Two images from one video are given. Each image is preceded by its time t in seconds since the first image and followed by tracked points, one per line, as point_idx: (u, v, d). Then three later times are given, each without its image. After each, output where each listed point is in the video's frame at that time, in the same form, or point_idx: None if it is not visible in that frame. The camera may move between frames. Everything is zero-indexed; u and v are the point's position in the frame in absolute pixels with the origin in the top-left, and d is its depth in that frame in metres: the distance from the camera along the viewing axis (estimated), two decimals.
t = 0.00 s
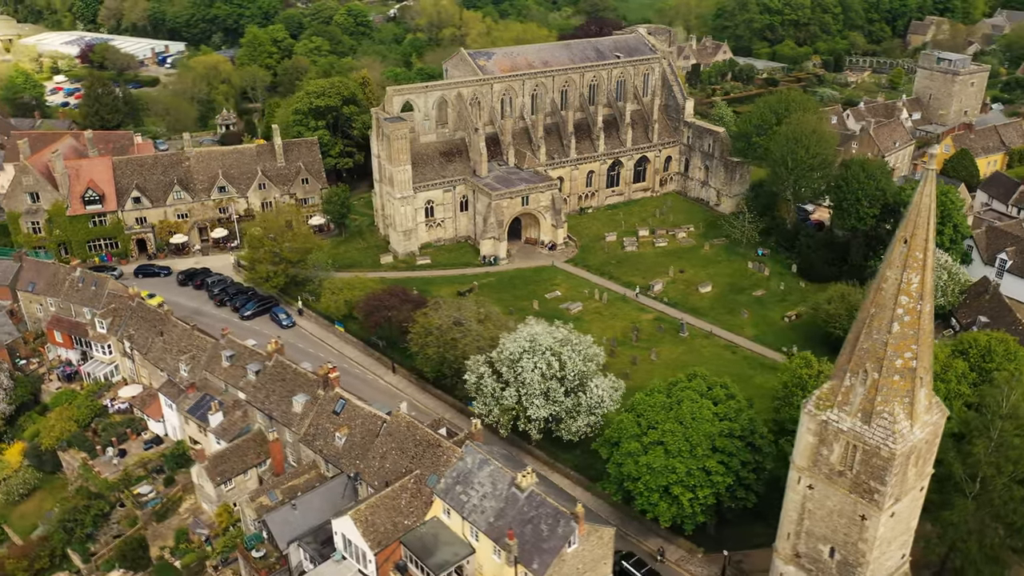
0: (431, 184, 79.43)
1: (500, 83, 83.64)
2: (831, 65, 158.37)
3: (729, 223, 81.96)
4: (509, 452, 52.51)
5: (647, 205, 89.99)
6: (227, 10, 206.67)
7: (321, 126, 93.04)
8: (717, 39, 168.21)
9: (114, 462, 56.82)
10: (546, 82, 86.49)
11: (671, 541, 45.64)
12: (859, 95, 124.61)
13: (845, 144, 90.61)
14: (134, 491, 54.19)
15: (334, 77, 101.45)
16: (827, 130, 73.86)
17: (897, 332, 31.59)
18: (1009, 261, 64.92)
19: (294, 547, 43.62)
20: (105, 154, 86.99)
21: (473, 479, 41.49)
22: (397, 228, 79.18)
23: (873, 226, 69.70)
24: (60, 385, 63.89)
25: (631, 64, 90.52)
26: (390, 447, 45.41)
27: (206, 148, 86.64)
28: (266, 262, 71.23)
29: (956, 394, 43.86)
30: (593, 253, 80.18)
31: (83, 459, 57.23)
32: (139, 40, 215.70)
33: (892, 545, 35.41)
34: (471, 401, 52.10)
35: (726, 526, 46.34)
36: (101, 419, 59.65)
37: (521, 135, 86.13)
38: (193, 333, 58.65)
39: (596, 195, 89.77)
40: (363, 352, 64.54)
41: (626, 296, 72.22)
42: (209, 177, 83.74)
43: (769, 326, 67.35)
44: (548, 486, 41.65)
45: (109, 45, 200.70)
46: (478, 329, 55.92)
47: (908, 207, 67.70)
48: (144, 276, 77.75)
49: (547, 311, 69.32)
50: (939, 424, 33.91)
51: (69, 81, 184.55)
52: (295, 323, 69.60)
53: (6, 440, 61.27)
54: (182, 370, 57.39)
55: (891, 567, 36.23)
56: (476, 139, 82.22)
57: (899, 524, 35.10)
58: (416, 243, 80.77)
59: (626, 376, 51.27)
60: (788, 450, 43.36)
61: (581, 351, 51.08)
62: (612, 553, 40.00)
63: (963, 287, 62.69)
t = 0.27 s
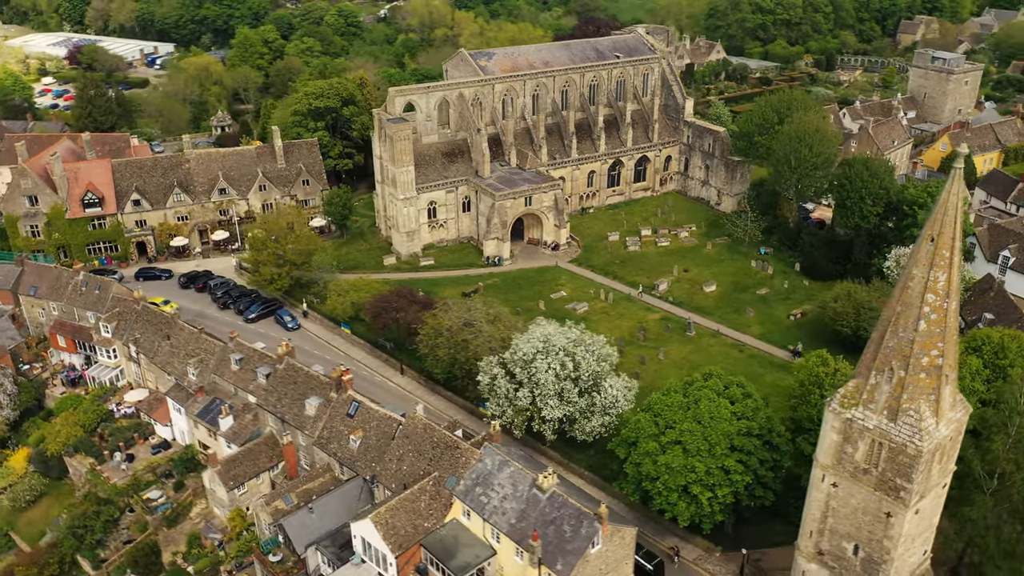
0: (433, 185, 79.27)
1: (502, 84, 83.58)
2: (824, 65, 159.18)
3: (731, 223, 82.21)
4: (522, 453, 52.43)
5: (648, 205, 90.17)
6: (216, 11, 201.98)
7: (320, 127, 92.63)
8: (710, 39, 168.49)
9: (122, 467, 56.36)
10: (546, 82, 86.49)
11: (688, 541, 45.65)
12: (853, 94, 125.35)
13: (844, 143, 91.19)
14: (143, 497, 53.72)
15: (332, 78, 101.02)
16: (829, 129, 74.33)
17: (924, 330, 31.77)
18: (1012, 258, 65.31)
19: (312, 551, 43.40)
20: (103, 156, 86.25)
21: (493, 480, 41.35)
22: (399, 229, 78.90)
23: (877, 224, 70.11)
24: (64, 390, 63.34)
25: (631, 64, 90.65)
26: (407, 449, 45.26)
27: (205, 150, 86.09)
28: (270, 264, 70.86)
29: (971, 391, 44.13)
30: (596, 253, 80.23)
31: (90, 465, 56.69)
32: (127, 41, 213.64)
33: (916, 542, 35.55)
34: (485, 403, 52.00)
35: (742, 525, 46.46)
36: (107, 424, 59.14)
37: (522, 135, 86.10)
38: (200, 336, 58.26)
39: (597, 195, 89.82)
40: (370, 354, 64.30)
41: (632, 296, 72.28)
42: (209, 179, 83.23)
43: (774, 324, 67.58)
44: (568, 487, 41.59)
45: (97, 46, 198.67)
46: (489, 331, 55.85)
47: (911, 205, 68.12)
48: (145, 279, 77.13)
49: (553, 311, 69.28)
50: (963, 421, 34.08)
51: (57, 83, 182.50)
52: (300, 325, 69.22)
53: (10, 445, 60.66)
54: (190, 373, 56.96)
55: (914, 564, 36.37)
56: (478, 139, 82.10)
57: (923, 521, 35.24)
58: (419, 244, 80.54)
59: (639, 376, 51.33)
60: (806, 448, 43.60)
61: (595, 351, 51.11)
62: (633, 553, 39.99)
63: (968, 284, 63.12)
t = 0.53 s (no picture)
0: (436, 185, 79.06)
1: (503, 83, 83.52)
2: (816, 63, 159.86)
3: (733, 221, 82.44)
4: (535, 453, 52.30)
5: (649, 204, 90.30)
6: (206, 11, 198.79)
7: (319, 127, 92.20)
8: (703, 38, 168.80)
9: (130, 471, 55.82)
10: (547, 81, 86.46)
11: (704, 539, 45.68)
12: (848, 93, 126.04)
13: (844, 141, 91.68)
14: (153, 501, 53.22)
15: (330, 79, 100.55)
16: (831, 128, 74.72)
17: (949, 327, 31.98)
18: (1015, 254, 65.93)
19: (330, 554, 43.15)
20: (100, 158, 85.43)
21: (513, 481, 41.26)
22: (402, 230, 78.59)
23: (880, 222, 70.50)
24: (68, 394, 62.73)
25: (630, 63, 90.76)
26: (425, 450, 45.12)
27: (204, 151, 85.51)
28: (273, 266, 70.40)
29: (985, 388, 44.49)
30: (599, 252, 80.26)
31: (98, 470, 56.14)
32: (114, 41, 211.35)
33: (938, 537, 35.74)
34: (497, 403, 51.89)
35: (759, 522, 46.64)
36: (113, 429, 58.58)
37: (523, 135, 86.04)
38: (209, 339, 57.85)
39: (598, 194, 89.82)
40: (376, 354, 64.04)
41: (636, 295, 72.34)
42: (209, 181, 82.65)
43: (779, 322, 67.80)
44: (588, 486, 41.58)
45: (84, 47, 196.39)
46: (499, 331, 55.76)
47: (914, 203, 68.52)
48: (146, 281, 76.48)
49: (559, 311, 69.23)
50: (987, 418, 34.27)
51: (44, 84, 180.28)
52: (305, 327, 68.84)
53: (14, 450, 59.99)
54: (199, 376, 56.53)
55: (936, 559, 36.57)
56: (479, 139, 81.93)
57: (945, 517, 35.43)
58: (421, 245, 80.30)
59: (653, 376, 51.43)
60: (823, 445, 44.05)
61: (607, 350, 51.16)
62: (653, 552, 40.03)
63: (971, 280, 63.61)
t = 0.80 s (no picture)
0: (439, 186, 78.85)
1: (504, 83, 83.44)
2: (807, 62, 160.66)
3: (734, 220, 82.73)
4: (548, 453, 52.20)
5: (650, 203, 90.48)
6: (195, 12, 195.79)
7: (318, 128, 91.76)
8: (695, 37, 169.22)
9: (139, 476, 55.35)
10: (547, 81, 86.44)
11: (721, 537, 45.74)
12: (841, 91, 126.76)
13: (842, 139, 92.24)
14: (163, 506, 52.76)
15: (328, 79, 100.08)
16: (833, 126, 75.12)
17: (974, 323, 32.13)
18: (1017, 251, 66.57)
19: (348, 557, 42.94)
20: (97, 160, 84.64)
21: (533, 481, 41.21)
22: (405, 230, 78.35)
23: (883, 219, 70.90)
24: (72, 399, 62.13)
25: (630, 62, 90.91)
26: (441, 452, 44.97)
27: (203, 152, 84.93)
28: (277, 268, 69.99)
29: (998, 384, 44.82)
30: (602, 252, 80.33)
31: (106, 475, 55.60)
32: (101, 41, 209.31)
33: (961, 533, 35.91)
34: (510, 403, 51.76)
35: (775, 520, 46.77)
36: (120, 433, 58.02)
37: (524, 135, 86.00)
38: (217, 341, 57.42)
39: (599, 194, 89.88)
40: (383, 356, 63.77)
41: (641, 294, 72.42)
42: (209, 182, 82.08)
43: (785, 320, 68.07)
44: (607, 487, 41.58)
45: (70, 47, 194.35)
46: (510, 331, 55.68)
47: (917, 200, 68.92)
48: (147, 284, 75.81)
49: (564, 310, 69.19)
50: (1009, 414, 34.48)
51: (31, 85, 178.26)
52: (310, 329, 68.42)
53: (19, 456, 59.35)
54: (207, 379, 56.10)
55: (958, 555, 36.75)
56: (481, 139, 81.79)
57: (968, 513, 35.61)
58: (424, 246, 80.07)
59: (666, 374, 51.48)
60: (841, 442, 44.33)
61: (621, 350, 51.16)
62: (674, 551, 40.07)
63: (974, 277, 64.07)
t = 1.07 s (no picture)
0: (442, 187, 78.67)
1: (505, 84, 83.44)
2: (799, 62, 161.43)
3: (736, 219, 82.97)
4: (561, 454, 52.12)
5: (651, 203, 90.63)
6: (184, 13, 192.87)
7: (318, 130, 91.34)
8: (688, 37, 169.67)
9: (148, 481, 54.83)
10: (548, 82, 86.48)
11: (738, 536, 45.74)
12: (835, 91, 127.47)
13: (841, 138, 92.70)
14: (173, 511, 52.28)
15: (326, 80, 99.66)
16: (834, 126, 75.62)
17: (999, 321, 32.73)
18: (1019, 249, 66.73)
19: (367, 560, 42.78)
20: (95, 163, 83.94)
21: (553, 483, 41.14)
22: (408, 232, 78.12)
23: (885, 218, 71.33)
24: (77, 404, 61.54)
25: (630, 63, 91.11)
26: (458, 454, 44.84)
27: (203, 155, 84.41)
28: (281, 271, 69.60)
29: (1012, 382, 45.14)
30: (605, 252, 80.36)
31: (114, 480, 55.05)
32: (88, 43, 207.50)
33: (983, 531, 36.03)
34: (524, 405, 51.65)
35: (791, 518, 46.86)
36: (127, 439, 57.46)
37: (525, 136, 85.99)
38: (225, 345, 57.02)
39: (600, 194, 89.93)
40: (390, 358, 63.52)
41: (647, 294, 72.48)
42: (209, 185, 81.55)
43: (790, 319, 68.31)
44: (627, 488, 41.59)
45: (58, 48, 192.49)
46: (521, 332, 55.61)
47: (920, 199, 69.39)
48: (148, 288, 75.09)
49: (570, 311, 69.13)
50: None
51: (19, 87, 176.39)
52: (315, 332, 68.03)
53: (24, 463, 58.69)
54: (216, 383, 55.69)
55: (980, 552, 36.87)
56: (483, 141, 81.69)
57: (990, 510, 35.73)
58: (427, 248, 79.84)
59: (679, 375, 51.51)
60: (857, 442, 44.58)
61: (634, 350, 51.17)
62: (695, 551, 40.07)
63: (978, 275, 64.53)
